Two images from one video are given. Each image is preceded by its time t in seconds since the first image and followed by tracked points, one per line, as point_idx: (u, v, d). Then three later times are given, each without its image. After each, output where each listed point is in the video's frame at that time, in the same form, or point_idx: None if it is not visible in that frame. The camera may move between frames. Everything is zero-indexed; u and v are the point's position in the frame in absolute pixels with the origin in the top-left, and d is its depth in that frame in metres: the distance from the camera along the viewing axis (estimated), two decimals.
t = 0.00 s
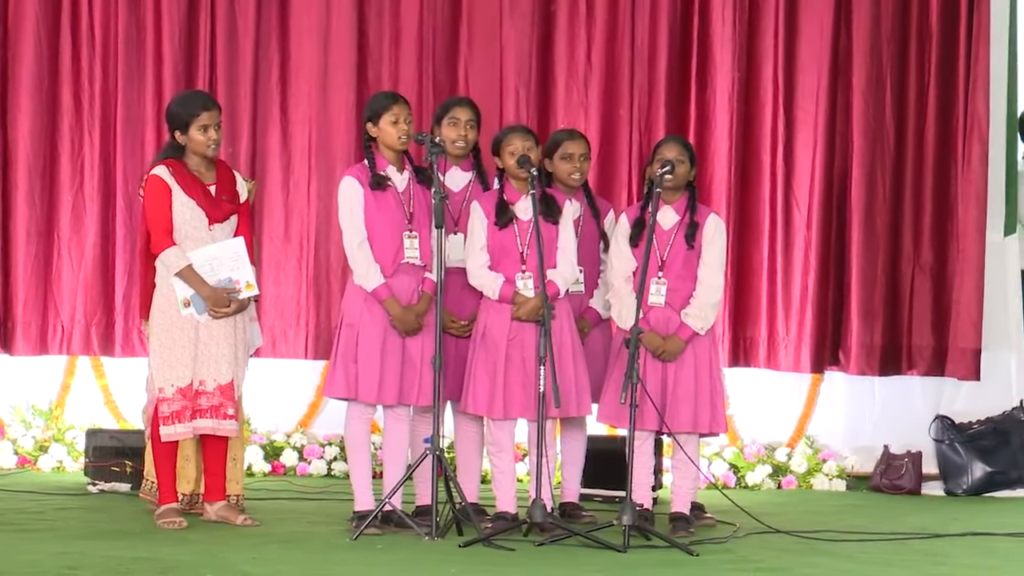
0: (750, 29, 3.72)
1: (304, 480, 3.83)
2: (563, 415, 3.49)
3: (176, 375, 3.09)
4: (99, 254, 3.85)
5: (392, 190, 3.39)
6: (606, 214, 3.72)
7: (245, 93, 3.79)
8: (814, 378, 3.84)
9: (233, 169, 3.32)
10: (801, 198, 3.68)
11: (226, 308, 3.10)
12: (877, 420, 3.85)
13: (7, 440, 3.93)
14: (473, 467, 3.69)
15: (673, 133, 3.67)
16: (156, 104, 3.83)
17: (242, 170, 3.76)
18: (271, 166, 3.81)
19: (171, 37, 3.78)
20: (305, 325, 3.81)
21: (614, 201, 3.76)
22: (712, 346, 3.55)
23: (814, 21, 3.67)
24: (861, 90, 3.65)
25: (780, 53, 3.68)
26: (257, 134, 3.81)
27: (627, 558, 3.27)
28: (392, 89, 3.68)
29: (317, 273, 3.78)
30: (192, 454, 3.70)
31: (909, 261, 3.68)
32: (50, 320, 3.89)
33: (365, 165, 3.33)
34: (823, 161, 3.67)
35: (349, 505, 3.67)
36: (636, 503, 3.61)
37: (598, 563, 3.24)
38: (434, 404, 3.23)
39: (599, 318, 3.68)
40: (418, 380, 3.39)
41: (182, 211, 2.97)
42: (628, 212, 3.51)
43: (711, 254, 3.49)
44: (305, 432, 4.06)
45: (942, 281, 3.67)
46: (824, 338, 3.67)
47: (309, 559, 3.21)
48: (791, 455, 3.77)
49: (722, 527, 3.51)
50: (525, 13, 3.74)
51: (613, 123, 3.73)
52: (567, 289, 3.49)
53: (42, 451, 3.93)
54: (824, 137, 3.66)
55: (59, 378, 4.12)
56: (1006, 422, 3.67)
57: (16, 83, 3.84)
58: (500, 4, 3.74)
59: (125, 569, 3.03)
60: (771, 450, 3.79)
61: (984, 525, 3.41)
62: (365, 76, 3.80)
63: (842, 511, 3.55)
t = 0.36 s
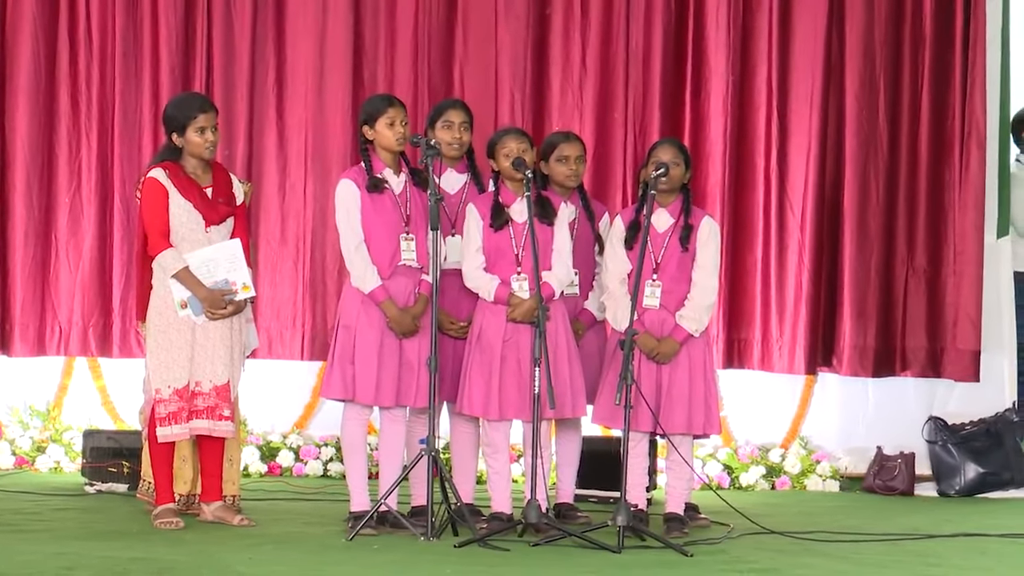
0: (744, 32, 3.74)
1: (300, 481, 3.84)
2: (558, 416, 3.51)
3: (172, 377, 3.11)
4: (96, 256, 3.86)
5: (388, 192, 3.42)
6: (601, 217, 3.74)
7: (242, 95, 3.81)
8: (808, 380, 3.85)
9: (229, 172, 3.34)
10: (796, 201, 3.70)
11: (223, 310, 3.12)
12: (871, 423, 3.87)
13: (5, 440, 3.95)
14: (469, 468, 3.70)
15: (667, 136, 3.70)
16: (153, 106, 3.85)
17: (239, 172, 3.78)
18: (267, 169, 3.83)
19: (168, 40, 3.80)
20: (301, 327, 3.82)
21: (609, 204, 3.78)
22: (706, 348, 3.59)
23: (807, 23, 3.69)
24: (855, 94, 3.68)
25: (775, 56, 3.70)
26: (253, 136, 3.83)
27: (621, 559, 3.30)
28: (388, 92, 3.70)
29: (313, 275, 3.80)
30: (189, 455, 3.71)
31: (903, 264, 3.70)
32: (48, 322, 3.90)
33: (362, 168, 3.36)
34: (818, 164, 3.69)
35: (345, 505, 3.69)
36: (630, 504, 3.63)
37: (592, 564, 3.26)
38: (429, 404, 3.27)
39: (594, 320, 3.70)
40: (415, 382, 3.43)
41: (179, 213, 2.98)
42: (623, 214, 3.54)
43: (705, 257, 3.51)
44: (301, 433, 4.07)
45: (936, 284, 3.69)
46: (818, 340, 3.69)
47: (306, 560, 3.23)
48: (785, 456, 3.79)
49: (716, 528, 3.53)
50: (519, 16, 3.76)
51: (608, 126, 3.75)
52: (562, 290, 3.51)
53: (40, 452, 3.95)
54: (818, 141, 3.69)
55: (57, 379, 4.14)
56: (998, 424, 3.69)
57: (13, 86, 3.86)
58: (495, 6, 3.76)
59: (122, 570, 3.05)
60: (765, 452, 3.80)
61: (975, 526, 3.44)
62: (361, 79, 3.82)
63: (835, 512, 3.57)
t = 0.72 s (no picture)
0: (724, 46, 3.92)
1: (301, 473, 4.02)
2: (547, 411, 3.70)
3: (180, 375, 3.29)
4: (105, 260, 4.04)
5: (385, 199, 3.62)
6: (588, 221, 3.91)
7: (244, 105, 3.98)
8: (785, 376, 4.03)
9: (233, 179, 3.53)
10: (773, 206, 3.88)
11: (228, 310, 3.29)
12: (846, 417, 4.05)
13: (19, 435, 4.12)
14: (463, 461, 3.88)
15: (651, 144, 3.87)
16: (160, 116, 4.03)
17: (242, 179, 3.95)
18: (269, 176, 4.00)
19: (174, 53, 3.97)
20: (302, 327, 4.00)
21: (596, 208, 3.95)
22: (688, 346, 3.78)
23: (784, 37, 3.87)
24: (829, 105, 3.85)
25: (753, 69, 3.88)
26: (255, 144, 4.01)
27: (605, 547, 3.48)
28: (384, 102, 3.87)
29: (313, 277, 3.97)
30: (196, 449, 3.91)
31: (875, 267, 3.89)
32: (60, 322, 4.09)
33: (360, 176, 3.56)
34: (794, 170, 3.87)
35: (344, 497, 3.87)
36: (616, 494, 3.82)
37: (577, 552, 3.45)
38: (424, 400, 3.47)
39: (581, 320, 3.88)
40: (411, 379, 3.61)
41: (186, 219, 3.16)
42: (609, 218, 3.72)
43: (687, 259, 3.70)
44: (302, 428, 4.24)
45: (906, 285, 3.87)
46: (794, 338, 3.88)
47: (306, 549, 3.42)
48: (763, 449, 3.96)
49: (697, 518, 3.72)
50: (510, 29, 3.93)
51: (594, 134, 3.92)
52: (551, 291, 3.69)
53: (53, 447, 4.13)
54: (794, 149, 3.87)
55: (68, 377, 4.32)
56: (966, 418, 3.87)
57: (26, 97, 4.03)
58: (486, 19, 3.93)
59: (132, 559, 3.24)
60: (745, 444, 3.98)
61: (942, 516, 3.63)
62: (359, 90, 3.99)
63: (811, 502, 3.76)
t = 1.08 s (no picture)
0: (687, 63, 4.18)
1: (292, 463, 4.29)
2: (522, 405, 3.98)
3: (179, 371, 3.58)
4: (109, 264, 4.31)
5: (369, 208, 3.93)
6: (559, 227, 4.19)
7: (239, 119, 4.25)
8: (742, 372, 4.32)
9: (228, 189, 3.81)
10: (733, 214, 4.15)
11: (224, 310, 3.57)
12: (800, 410, 4.34)
13: (28, 428, 4.39)
14: (442, 452, 4.16)
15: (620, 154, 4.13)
16: (161, 129, 4.30)
17: (237, 188, 4.23)
18: (262, 185, 4.28)
19: (173, 70, 4.24)
20: (292, 326, 4.27)
21: (567, 215, 4.22)
22: (654, 345, 4.05)
23: (744, 56, 4.14)
24: (785, 119, 4.12)
25: (715, 85, 4.14)
26: (250, 156, 4.28)
27: (572, 533, 3.76)
28: (369, 117, 4.14)
29: (303, 279, 4.24)
30: (193, 441, 4.17)
31: (828, 270, 4.16)
32: (66, 321, 4.36)
33: (347, 186, 3.85)
34: (752, 180, 4.14)
35: (331, 485, 4.15)
36: (585, 482, 4.10)
37: (547, 537, 3.73)
38: (407, 394, 3.75)
39: (554, 320, 4.16)
40: (395, 374, 3.91)
41: (187, 226, 3.44)
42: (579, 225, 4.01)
43: (651, 263, 3.99)
44: (292, 420, 4.52)
45: (856, 287, 4.15)
46: (752, 337, 4.15)
47: (295, 534, 3.69)
48: (723, 440, 4.24)
49: (661, 504, 4.00)
50: (488, 48, 4.20)
51: (566, 146, 4.19)
52: (525, 293, 3.96)
53: (59, 438, 4.39)
54: (753, 160, 4.13)
55: (73, 373, 4.60)
56: (912, 411, 4.16)
57: (35, 112, 4.31)
58: (466, 40, 4.21)
59: (134, 543, 3.51)
60: (706, 436, 4.27)
61: (888, 503, 3.90)
62: (346, 104, 4.26)
63: (766, 490, 4.04)
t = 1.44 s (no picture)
0: (638, 78, 4.46)
1: (267, 453, 4.58)
2: (484, 399, 4.26)
3: (162, 366, 3.85)
4: (96, 266, 4.59)
5: (339, 213, 4.20)
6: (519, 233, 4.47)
7: (219, 131, 4.53)
8: (691, 368, 4.62)
9: (208, 196, 4.08)
10: (682, 220, 4.43)
11: (204, 310, 3.83)
12: (743, 403, 4.63)
13: (20, 420, 4.67)
14: (409, 442, 4.43)
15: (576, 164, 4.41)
16: (145, 139, 4.57)
17: (216, 195, 4.50)
18: (240, 192, 4.55)
19: (156, 84, 4.51)
20: (268, 324, 4.55)
21: (526, 221, 4.51)
22: (608, 343, 4.32)
23: (691, 73, 4.42)
24: (730, 131, 4.41)
25: (664, 99, 4.43)
26: (228, 165, 4.55)
27: (529, 518, 4.04)
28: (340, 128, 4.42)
29: (278, 281, 4.50)
30: (175, 432, 4.44)
31: (771, 272, 4.44)
32: (56, 320, 4.64)
33: (319, 193, 4.12)
34: (700, 188, 4.42)
35: (305, 474, 4.42)
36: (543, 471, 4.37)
37: (506, 523, 4.00)
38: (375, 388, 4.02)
39: (514, 319, 4.44)
40: (364, 369, 4.20)
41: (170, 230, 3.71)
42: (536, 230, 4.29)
43: (606, 266, 4.27)
44: (269, 413, 4.81)
45: (796, 288, 4.44)
46: (700, 335, 4.44)
47: (270, 520, 3.96)
48: (672, 432, 4.52)
49: (613, 492, 4.27)
50: (452, 65, 4.48)
51: (525, 156, 4.47)
52: (487, 294, 4.23)
53: (49, 429, 4.67)
54: (700, 169, 4.42)
55: (63, 368, 4.87)
56: (849, 405, 4.43)
57: (26, 123, 4.58)
58: (431, 57, 4.48)
59: (120, 528, 3.78)
60: (656, 428, 4.55)
61: (825, 491, 4.19)
62: (319, 116, 4.53)
63: (713, 478, 4.32)
